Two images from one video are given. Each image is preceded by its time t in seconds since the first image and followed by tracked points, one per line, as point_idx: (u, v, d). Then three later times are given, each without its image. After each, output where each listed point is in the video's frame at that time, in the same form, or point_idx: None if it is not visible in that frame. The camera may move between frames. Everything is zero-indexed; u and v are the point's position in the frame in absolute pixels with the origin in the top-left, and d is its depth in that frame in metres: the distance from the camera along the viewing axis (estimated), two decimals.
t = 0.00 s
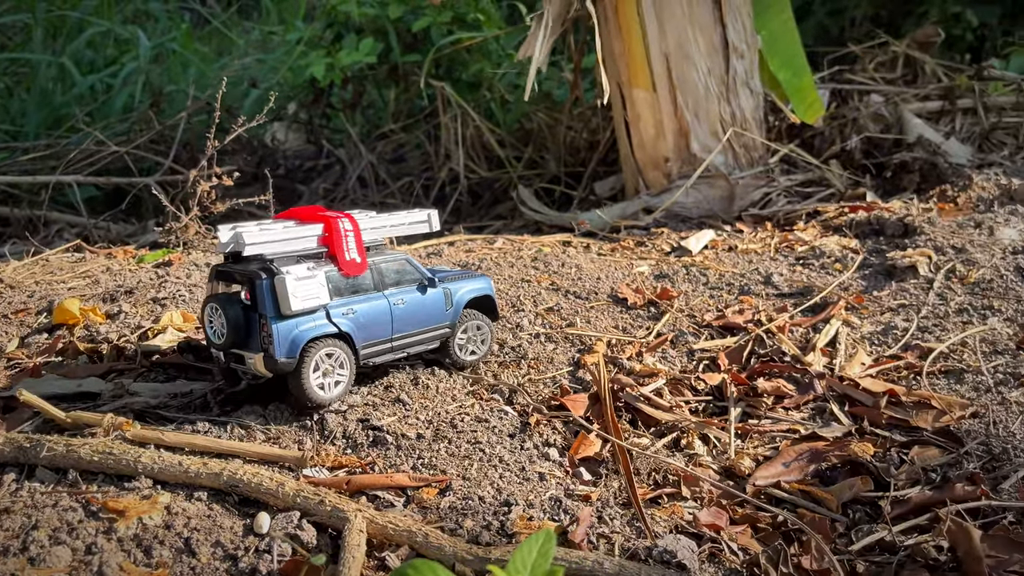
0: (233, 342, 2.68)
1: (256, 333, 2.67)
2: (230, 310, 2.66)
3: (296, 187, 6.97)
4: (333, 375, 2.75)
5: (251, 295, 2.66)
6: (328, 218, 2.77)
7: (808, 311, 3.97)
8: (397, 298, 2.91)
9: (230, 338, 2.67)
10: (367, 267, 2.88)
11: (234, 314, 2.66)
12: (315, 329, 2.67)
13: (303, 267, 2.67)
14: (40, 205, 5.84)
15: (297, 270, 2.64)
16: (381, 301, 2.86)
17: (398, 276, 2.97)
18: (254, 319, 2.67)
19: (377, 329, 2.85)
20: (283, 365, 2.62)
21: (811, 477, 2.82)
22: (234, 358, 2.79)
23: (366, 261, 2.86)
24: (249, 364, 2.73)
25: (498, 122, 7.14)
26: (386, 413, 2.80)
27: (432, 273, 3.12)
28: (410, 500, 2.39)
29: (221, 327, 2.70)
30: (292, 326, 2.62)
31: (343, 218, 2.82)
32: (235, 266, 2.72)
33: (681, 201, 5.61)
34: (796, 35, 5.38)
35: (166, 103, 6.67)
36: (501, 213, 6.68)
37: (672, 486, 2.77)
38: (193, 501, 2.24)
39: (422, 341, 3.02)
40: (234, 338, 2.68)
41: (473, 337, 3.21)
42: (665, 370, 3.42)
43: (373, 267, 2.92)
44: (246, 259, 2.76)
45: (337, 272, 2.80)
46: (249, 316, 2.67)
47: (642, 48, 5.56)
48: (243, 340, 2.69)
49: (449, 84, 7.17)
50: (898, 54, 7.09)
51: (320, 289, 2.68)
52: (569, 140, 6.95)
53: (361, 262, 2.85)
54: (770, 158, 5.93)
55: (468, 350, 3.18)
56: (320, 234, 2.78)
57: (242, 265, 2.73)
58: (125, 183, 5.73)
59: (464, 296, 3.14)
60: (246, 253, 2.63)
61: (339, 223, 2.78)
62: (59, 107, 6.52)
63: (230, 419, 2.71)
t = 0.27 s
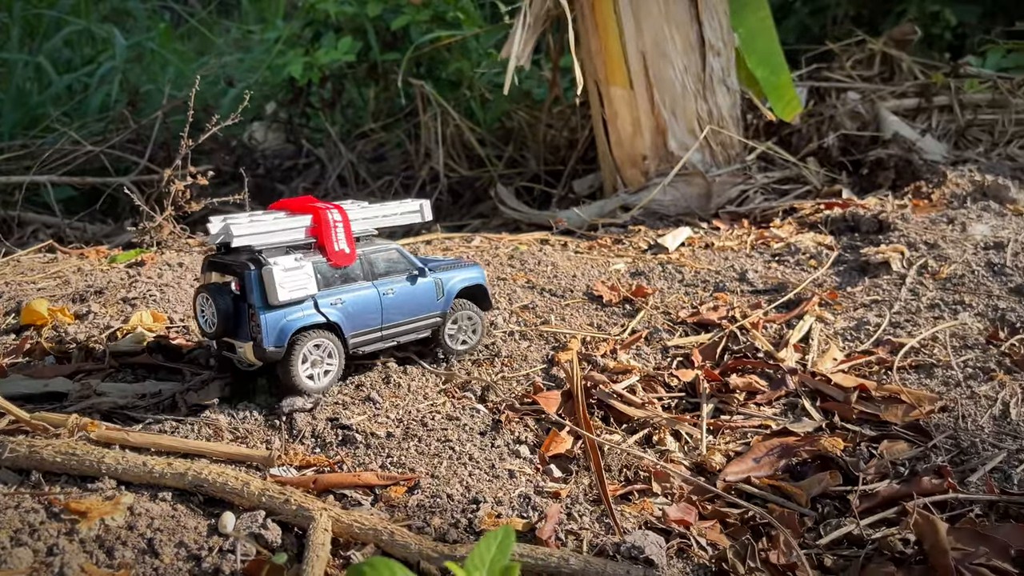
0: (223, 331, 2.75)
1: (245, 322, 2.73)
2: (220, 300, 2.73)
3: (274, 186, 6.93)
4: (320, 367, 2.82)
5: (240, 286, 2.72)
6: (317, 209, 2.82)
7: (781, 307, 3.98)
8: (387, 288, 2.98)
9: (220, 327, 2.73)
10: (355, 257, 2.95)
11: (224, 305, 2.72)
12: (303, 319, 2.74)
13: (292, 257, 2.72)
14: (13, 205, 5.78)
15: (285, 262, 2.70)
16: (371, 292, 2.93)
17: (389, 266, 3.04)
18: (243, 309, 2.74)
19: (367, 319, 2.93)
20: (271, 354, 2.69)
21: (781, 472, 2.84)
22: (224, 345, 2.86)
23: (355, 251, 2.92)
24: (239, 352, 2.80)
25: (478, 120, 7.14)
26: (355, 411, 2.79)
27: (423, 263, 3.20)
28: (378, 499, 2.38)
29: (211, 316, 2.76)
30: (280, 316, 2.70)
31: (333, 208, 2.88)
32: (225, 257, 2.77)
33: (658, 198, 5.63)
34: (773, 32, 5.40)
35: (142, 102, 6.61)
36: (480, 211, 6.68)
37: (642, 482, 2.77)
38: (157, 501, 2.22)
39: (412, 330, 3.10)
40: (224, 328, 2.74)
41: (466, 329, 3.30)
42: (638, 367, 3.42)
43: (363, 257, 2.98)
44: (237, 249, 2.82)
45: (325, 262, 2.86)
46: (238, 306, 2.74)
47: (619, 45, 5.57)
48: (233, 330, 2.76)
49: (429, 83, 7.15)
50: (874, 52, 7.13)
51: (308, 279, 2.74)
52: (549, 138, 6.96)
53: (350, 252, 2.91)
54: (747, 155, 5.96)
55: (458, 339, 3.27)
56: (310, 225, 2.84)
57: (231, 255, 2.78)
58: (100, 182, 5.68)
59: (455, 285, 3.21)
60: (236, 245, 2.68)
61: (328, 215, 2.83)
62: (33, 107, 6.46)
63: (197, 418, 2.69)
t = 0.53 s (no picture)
0: (229, 336, 2.82)
1: (250, 330, 2.80)
2: (226, 306, 2.79)
3: (253, 185, 6.90)
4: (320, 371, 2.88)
5: (248, 295, 2.78)
6: (327, 219, 2.83)
7: (754, 304, 4.00)
8: (391, 298, 3.00)
9: (226, 332, 2.80)
10: (363, 266, 2.95)
11: (229, 311, 2.79)
12: (306, 331, 2.80)
13: (300, 270, 2.75)
14: None
15: (293, 275, 2.72)
16: (375, 302, 2.96)
17: (395, 274, 3.05)
18: (249, 317, 2.80)
19: (369, 328, 2.97)
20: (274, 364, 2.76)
21: (750, 468, 2.85)
22: (229, 347, 2.93)
23: (363, 261, 2.92)
24: (243, 355, 2.88)
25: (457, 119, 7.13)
26: (325, 411, 2.78)
27: (430, 267, 3.20)
28: (345, 497, 2.38)
29: (217, 321, 2.83)
30: (285, 328, 2.76)
31: (343, 216, 2.87)
32: (235, 264, 2.82)
33: (635, 196, 5.64)
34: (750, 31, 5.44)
35: (118, 100, 6.56)
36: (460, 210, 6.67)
37: (612, 478, 2.77)
38: (120, 502, 2.20)
39: (414, 337, 3.13)
40: (229, 332, 2.82)
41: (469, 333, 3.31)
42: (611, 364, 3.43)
43: (370, 266, 2.99)
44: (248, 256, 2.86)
45: (333, 272, 2.88)
46: (245, 314, 2.80)
47: (595, 44, 5.57)
48: (238, 334, 2.83)
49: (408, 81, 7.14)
50: (851, 50, 7.18)
51: (315, 293, 2.77)
52: (528, 137, 6.96)
53: (358, 262, 2.92)
54: (723, 153, 5.99)
55: (457, 341, 3.28)
56: (320, 234, 2.85)
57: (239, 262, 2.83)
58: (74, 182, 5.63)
59: (459, 291, 3.22)
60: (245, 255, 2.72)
61: (338, 224, 2.84)
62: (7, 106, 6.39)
63: (164, 418, 2.66)
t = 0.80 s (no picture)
0: (233, 326, 2.87)
1: (254, 320, 2.86)
2: (230, 296, 2.84)
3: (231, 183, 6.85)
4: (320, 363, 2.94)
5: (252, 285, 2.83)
6: (331, 212, 2.87)
7: (729, 299, 4.01)
8: (394, 290, 3.07)
9: (230, 322, 2.85)
10: (365, 257, 3.00)
11: (234, 302, 2.84)
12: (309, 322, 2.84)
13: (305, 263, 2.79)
14: None
15: (297, 267, 2.77)
16: (378, 294, 3.02)
17: (397, 266, 3.11)
18: (253, 307, 2.86)
19: (371, 319, 3.04)
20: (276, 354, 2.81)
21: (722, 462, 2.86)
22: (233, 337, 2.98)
23: (366, 253, 2.97)
24: (248, 345, 2.93)
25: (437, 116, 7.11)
26: (295, 408, 2.76)
27: (432, 258, 3.26)
28: (312, 495, 2.36)
29: (222, 310, 2.89)
30: (289, 319, 2.80)
31: (346, 209, 2.91)
32: (240, 254, 2.86)
33: (613, 193, 5.65)
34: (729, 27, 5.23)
35: (93, 98, 6.50)
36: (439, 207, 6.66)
37: (584, 474, 2.77)
38: (83, 501, 2.18)
39: (414, 327, 3.21)
40: (234, 322, 2.87)
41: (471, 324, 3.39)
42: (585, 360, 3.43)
43: (373, 258, 3.04)
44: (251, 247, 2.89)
45: (336, 264, 2.92)
46: (249, 305, 2.85)
47: (572, 41, 5.57)
48: (242, 324, 2.88)
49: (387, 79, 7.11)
50: (828, 48, 7.22)
51: (318, 285, 2.82)
52: (507, 134, 6.95)
53: (361, 254, 2.96)
54: (701, 149, 6.00)
55: (459, 331, 3.36)
56: (323, 225, 2.89)
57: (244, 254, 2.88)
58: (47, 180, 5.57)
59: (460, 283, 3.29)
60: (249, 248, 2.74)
61: (342, 217, 2.88)
62: None
63: (131, 416, 2.64)
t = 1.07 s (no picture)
0: (241, 310, 2.95)
1: (261, 306, 2.94)
2: (239, 282, 2.91)
3: (208, 181, 6.80)
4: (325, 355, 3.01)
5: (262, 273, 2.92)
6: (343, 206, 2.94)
7: (702, 297, 4.02)
8: (399, 286, 3.13)
9: (238, 307, 2.93)
10: (374, 253, 3.07)
11: (243, 288, 2.91)
12: (313, 312, 2.92)
13: (313, 254, 2.87)
14: None
15: (305, 258, 2.85)
16: (383, 289, 3.08)
17: (404, 262, 3.17)
18: (261, 294, 2.94)
19: (375, 313, 3.10)
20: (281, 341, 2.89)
21: (691, 459, 2.87)
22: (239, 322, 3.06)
23: (374, 248, 3.04)
24: (253, 330, 3.01)
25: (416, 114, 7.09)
26: (263, 407, 2.74)
27: (441, 257, 3.31)
28: (277, 494, 2.35)
29: (230, 295, 2.96)
30: (294, 308, 2.88)
31: (359, 204, 2.98)
32: (253, 242, 2.93)
33: (589, 191, 5.66)
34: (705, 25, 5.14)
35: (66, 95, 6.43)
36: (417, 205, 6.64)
37: (553, 471, 2.77)
38: (43, 502, 2.16)
39: (418, 324, 3.26)
40: (241, 307, 2.95)
41: (475, 326, 3.41)
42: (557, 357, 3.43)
43: (381, 254, 3.10)
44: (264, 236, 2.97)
45: (344, 257, 2.99)
46: (257, 291, 2.94)
47: (549, 38, 5.57)
48: (249, 309, 2.96)
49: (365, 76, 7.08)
50: (805, 46, 7.25)
51: (325, 277, 2.89)
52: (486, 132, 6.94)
53: (370, 249, 3.03)
54: (677, 147, 6.01)
55: (463, 331, 3.37)
56: (334, 219, 2.96)
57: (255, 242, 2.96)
58: (19, 178, 5.51)
59: (467, 283, 3.33)
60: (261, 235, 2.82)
61: (353, 212, 2.95)
62: None
63: (96, 417, 2.62)
